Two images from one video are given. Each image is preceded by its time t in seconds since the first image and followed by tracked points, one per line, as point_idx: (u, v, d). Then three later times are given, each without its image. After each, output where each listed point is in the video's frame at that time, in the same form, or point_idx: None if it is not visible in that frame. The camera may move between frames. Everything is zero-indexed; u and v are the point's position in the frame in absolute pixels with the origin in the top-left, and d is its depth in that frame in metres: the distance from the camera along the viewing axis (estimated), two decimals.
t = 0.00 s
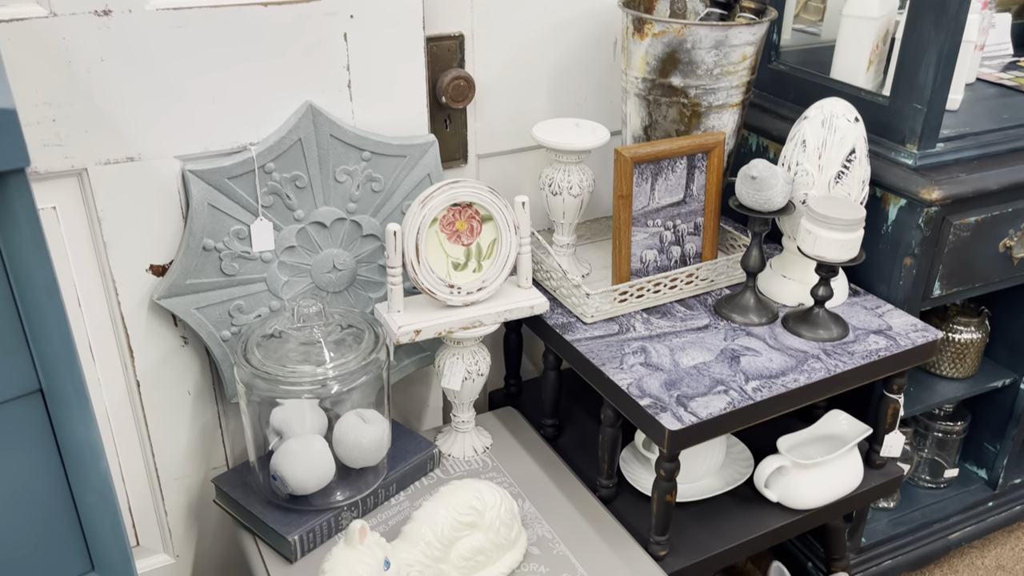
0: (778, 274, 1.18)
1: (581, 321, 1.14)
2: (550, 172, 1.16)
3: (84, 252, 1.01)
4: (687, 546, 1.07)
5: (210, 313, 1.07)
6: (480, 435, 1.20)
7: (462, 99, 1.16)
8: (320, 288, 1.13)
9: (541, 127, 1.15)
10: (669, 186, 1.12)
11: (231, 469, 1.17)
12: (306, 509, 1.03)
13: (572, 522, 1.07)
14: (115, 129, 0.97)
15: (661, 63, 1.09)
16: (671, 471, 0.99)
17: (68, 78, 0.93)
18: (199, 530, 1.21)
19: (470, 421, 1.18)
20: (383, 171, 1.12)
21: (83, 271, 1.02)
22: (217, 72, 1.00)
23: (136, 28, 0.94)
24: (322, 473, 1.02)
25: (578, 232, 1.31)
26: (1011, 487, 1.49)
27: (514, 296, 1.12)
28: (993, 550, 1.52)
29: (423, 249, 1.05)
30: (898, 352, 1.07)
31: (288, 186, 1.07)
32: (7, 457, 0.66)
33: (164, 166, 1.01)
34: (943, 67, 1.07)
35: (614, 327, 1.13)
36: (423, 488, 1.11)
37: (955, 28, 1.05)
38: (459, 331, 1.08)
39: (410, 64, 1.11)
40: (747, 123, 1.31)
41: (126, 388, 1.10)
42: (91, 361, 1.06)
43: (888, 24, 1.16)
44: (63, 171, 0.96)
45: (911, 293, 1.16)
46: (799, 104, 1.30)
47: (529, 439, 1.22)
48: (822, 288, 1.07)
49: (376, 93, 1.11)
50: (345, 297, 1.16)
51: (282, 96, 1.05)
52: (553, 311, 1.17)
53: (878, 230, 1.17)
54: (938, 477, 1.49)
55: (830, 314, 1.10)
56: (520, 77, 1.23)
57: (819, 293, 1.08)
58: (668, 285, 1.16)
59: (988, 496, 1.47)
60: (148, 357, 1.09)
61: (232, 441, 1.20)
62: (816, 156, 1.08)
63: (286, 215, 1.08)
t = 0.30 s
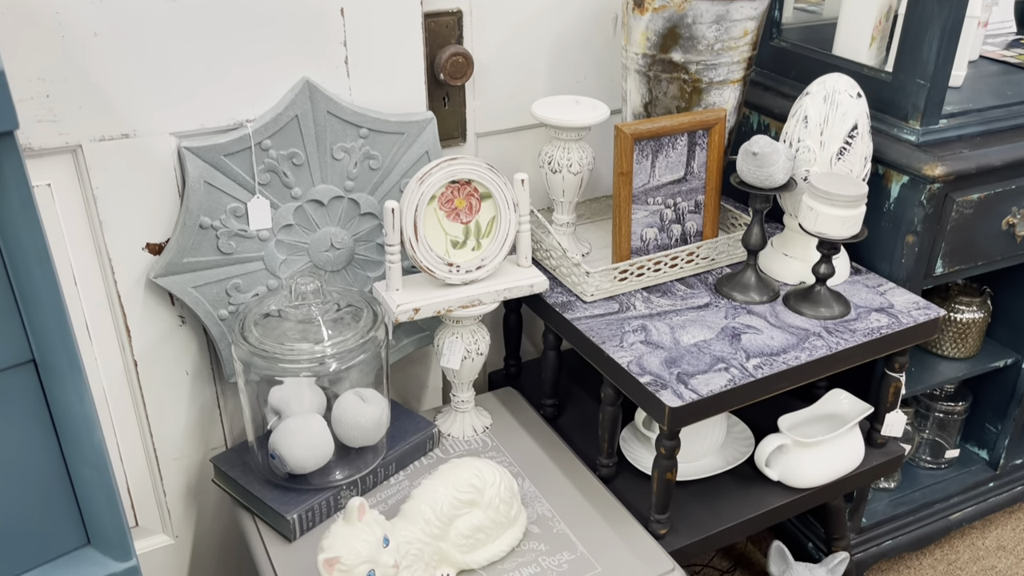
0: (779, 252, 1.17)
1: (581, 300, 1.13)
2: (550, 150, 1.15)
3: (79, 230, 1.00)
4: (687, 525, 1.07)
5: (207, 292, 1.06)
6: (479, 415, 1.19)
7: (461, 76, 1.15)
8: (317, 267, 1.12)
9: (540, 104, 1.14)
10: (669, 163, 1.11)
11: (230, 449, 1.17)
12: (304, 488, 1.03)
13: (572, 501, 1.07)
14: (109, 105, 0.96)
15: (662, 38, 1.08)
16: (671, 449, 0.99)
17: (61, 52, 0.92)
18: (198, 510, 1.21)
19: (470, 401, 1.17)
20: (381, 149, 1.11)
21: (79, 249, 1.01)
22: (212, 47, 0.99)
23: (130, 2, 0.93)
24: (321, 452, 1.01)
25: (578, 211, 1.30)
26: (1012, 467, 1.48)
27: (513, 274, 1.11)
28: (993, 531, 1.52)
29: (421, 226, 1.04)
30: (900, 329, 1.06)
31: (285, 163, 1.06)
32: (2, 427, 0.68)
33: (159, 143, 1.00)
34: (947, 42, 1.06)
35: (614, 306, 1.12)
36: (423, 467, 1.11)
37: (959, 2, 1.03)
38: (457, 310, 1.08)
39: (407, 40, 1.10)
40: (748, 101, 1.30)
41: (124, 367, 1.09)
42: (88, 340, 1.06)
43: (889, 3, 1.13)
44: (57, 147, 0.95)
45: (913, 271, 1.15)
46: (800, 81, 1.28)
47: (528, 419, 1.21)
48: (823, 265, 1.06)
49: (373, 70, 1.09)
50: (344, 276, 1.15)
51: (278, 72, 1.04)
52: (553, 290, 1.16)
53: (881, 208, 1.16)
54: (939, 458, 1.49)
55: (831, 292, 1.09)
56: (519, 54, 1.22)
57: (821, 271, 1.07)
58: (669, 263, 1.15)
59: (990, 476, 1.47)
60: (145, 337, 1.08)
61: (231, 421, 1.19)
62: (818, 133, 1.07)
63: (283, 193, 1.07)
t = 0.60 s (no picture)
0: (782, 228, 1.17)
1: (582, 277, 1.13)
2: (552, 125, 1.14)
3: (78, 206, 0.99)
4: (690, 501, 1.07)
5: (208, 269, 1.06)
6: (481, 392, 1.19)
7: (462, 51, 1.14)
8: (318, 244, 1.12)
9: (542, 79, 1.13)
10: (672, 138, 1.10)
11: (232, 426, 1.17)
12: (307, 464, 1.03)
13: (575, 478, 1.07)
14: (107, 79, 0.95)
15: (665, 11, 1.07)
16: (674, 425, 0.99)
17: (58, 25, 0.91)
18: (201, 487, 1.21)
19: (472, 378, 1.17)
20: (381, 124, 1.10)
21: (79, 225, 1.00)
22: (210, 21, 0.98)
23: None
24: (323, 428, 1.01)
25: (580, 188, 1.30)
26: (1014, 445, 1.48)
27: (515, 251, 1.11)
28: (995, 508, 1.52)
29: (422, 202, 1.03)
30: (903, 305, 1.06)
31: (285, 139, 1.05)
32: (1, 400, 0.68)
33: (158, 118, 0.99)
34: (952, 14, 1.05)
35: (617, 282, 1.11)
36: (425, 444, 1.11)
37: None
38: (459, 286, 1.07)
39: (407, 14, 1.09)
40: (751, 77, 1.29)
41: (125, 345, 1.09)
42: (88, 317, 1.05)
43: None
44: (55, 122, 0.94)
45: (916, 247, 1.14)
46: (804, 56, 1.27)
47: (530, 396, 1.21)
48: (827, 241, 1.06)
49: (373, 45, 1.08)
50: (344, 253, 1.14)
51: (277, 46, 1.03)
52: (554, 266, 1.15)
53: (884, 183, 1.15)
54: (941, 435, 1.49)
55: (835, 268, 1.09)
56: (520, 29, 1.21)
57: (825, 247, 1.06)
58: (671, 240, 1.15)
59: (991, 454, 1.47)
60: (146, 314, 1.07)
61: (232, 399, 1.19)
62: (822, 107, 1.06)
63: (283, 169, 1.06)
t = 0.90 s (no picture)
0: (784, 203, 1.16)
1: (583, 252, 1.12)
2: (552, 99, 1.13)
3: (77, 181, 0.99)
4: (690, 474, 1.07)
5: (208, 244, 1.06)
6: (482, 367, 1.19)
7: (461, 24, 1.13)
8: (318, 219, 1.12)
9: (542, 52, 1.12)
10: (673, 112, 1.09)
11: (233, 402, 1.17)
12: (308, 439, 1.03)
13: (574, 452, 1.07)
14: (104, 53, 0.94)
15: None
16: (674, 398, 0.99)
17: None
18: (203, 462, 1.22)
19: (472, 354, 1.17)
20: (380, 99, 1.10)
21: (78, 200, 1.00)
22: None
23: None
24: (324, 403, 1.01)
25: (580, 163, 1.29)
26: (1014, 420, 1.49)
27: (515, 226, 1.10)
28: (994, 483, 1.53)
29: (422, 176, 1.03)
30: (904, 279, 1.05)
31: (284, 113, 1.04)
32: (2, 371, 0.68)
33: (156, 92, 0.98)
34: None
35: (617, 257, 1.11)
36: (425, 419, 1.11)
37: None
38: (459, 262, 1.07)
39: None
40: (753, 51, 1.28)
41: (125, 320, 1.09)
42: (88, 293, 1.05)
43: None
44: (52, 96, 0.94)
45: (918, 221, 1.14)
46: (806, 30, 1.26)
47: (531, 372, 1.21)
48: (828, 215, 1.05)
49: (372, 18, 1.08)
50: (344, 228, 1.14)
51: (274, 18, 1.02)
52: (555, 242, 1.15)
53: (886, 157, 1.14)
54: (941, 411, 1.49)
55: (836, 243, 1.08)
56: (520, 3, 1.20)
57: (826, 221, 1.06)
58: (672, 215, 1.14)
59: (991, 429, 1.47)
60: (146, 289, 1.07)
61: (233, 374, 1.19)
62: (824, 80, 1.06)
63: (282, 143, 1.06)
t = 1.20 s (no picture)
0: (786, 174, 1.16)
1: (584, 224, 1.12)
2: (553, 70, 1.12)
3: (75, 153, 0.98)
4: (690, 446, 1.08)
5: (207, 216, 1.05)
6: (483, 340, 1.19)
7: None
8: (318, 191, 1.11)
9: (543, 22, 1.11)
10: (675, 83, 1.09)
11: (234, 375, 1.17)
12: (310, 410, 1.03)
13: (575, 423, 1.07)
14: (101, 23, 0.93)
15: None
16: (674, 370, 0.99)
17: None
18: (205, 435, 1.22)
19: (473, 327, 1.17)
20: (379, 70, 1.09)
21: (76, 172, 1.00)
22: None
23: None
24: (325, 374, 1.01)
25: (581, 136, 1.28)
26: (1014, 394, 1.49)
27: (516, 198, 1.10)
28: (994, 456, 1.53)
29: (421, 147, 1.02)
30: (906, 251, 1.05)
31: (282, 84, 1.04)
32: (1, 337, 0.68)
33: (154, 63, 0.98)
34: None
35: (618, 230, 1.11)
36: (426, 391, 1.11)
37: None
38: (460, 234, 1.06)
39: None
40: (756, 22, 1.27)
41: (126, 293, 1.09)
42: (88, 266, 1.05)
43: None
44: (49, 67, 0.93)
45: (921, 193, 1.14)
46: None
47: (532, 345, 1.21)
48: (830, 186, 1.05)
49: None
50: (344, 200, 1.14)
51: None
52: (556, 214, 1.15)
53: (890, 129, 1.13)
54: (941, 384, 1.49)
55: (838, 214, 1.08)
56: None
57: (829, 192, 1.05)
58: (674, 187, 1.14)
59: (992, 402, 1.47)
60: (146, 261, 1.07)
61: (234, 347, 1.19)
62: (828, 50, 1.05)
63: (281, 115, 1.05)
